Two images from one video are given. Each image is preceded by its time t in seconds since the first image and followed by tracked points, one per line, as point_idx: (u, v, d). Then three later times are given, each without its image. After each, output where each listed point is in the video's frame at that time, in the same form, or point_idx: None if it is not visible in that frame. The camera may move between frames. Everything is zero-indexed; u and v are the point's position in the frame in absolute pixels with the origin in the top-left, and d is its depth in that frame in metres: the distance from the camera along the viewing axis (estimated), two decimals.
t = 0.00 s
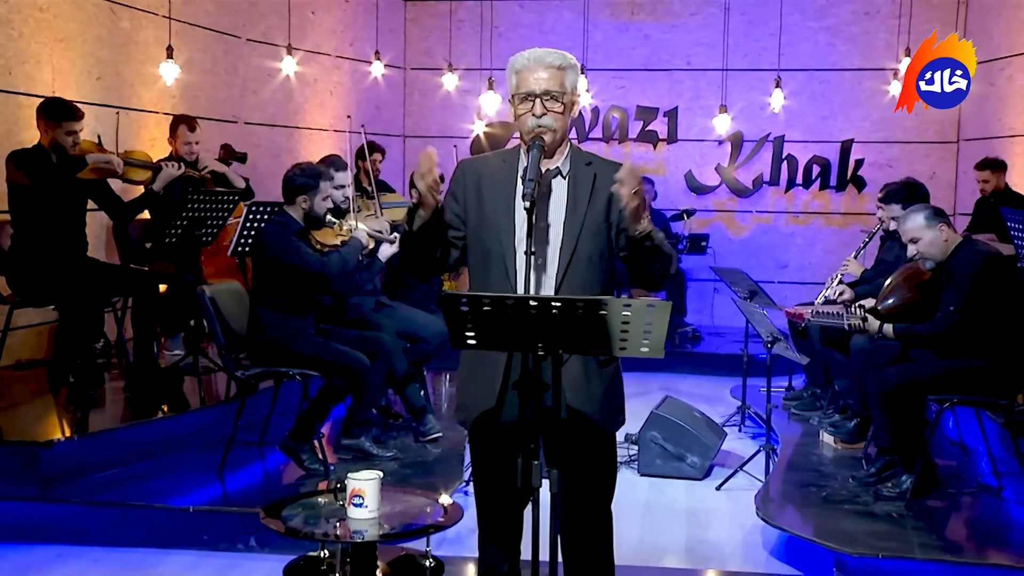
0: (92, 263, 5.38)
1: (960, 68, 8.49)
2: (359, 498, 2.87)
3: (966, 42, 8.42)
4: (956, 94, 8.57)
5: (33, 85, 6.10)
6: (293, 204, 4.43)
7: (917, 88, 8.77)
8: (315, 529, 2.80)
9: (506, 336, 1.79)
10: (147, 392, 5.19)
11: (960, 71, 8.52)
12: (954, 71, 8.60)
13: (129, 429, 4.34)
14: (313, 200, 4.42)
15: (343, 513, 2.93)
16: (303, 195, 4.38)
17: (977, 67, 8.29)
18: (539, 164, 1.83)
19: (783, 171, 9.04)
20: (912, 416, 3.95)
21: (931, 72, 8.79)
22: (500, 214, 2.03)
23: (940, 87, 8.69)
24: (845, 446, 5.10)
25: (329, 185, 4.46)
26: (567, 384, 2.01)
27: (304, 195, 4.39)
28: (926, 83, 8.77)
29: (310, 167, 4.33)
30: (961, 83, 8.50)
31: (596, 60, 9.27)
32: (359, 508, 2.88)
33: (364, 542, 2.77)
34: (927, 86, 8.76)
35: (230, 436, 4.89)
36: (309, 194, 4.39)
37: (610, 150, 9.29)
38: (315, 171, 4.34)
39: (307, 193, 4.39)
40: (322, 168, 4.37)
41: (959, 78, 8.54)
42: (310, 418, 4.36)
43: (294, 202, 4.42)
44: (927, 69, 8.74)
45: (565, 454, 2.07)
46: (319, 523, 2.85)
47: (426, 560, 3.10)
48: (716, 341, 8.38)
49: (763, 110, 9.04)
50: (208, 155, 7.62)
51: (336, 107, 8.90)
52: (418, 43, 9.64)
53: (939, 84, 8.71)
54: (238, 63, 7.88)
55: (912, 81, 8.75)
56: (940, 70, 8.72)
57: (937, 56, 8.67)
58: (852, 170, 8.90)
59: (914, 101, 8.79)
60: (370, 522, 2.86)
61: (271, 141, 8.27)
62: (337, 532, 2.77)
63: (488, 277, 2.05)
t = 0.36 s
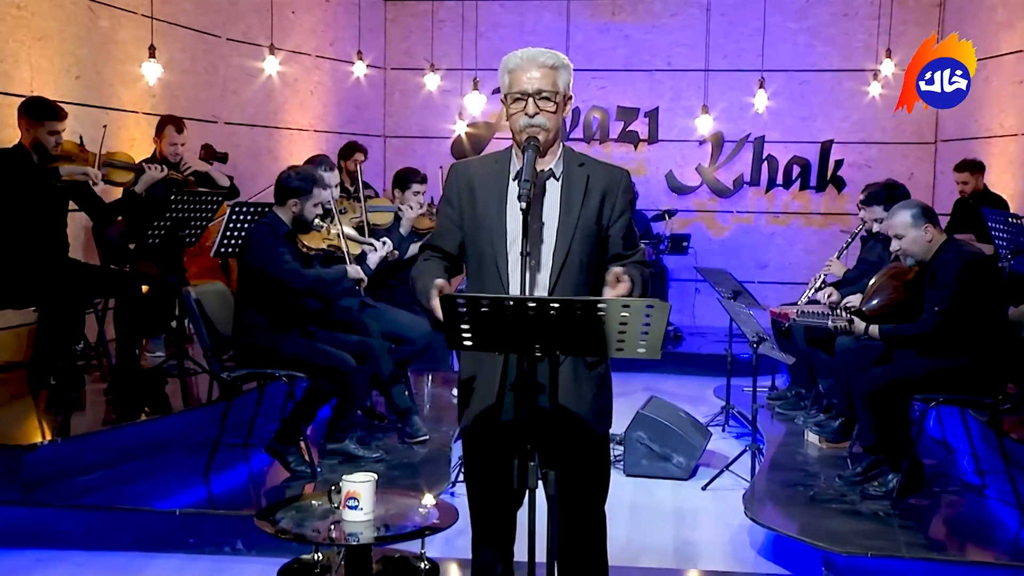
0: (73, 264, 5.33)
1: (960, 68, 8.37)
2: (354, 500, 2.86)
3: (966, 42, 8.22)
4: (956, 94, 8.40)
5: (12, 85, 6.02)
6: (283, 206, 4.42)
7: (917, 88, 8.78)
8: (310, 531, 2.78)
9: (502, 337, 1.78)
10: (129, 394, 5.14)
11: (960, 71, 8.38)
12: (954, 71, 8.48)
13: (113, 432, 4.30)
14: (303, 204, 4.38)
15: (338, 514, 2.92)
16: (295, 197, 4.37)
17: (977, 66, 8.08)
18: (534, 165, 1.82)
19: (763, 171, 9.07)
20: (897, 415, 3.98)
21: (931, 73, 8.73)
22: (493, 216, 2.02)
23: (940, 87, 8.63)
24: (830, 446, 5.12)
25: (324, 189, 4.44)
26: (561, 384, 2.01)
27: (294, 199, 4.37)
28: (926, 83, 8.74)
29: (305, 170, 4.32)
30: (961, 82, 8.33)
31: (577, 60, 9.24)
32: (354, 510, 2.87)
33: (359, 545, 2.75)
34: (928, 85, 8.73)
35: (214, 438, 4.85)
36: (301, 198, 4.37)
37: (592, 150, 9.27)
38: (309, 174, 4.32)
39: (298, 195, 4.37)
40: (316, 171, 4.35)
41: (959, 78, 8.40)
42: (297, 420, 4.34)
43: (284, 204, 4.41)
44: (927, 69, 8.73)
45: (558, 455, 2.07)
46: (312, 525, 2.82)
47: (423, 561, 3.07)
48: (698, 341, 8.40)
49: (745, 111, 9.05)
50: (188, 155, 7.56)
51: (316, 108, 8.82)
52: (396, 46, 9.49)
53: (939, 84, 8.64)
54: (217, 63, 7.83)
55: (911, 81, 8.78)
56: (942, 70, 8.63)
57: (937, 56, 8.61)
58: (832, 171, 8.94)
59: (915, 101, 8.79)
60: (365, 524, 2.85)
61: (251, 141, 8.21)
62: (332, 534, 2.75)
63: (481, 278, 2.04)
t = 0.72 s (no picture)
0: (57, 265, 5.28)
1: (960, 67, 8.21)
2: (353, 502, 2.82)
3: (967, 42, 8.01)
4: (956, 94, 8.21)
5: None
6: (267, 205, 4.40)
7: (918, 87, 8.74)
8: (310, 535, 2.75)
9: (503, 339, 1.77)
10: (113, 396, 5.10)
11: (961, 71, 8.20)
12: (954, 71, 8.30)
13: (100, 434, 4.27)
14: (288, 201, 4.39)
15: (337, 518, 2.88)
16: (279, 196, 4.38)
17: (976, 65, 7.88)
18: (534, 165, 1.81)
19: (746, 172, 9.08)
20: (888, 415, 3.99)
21: (931, 72, 8.64)
22: (491, 217, 2.01)
23: (941, 87, 8.51)
24: (818, 446, 5.13)
25: (307, 188, 4.46)
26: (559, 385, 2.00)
27: (279, 197, 4.37)
28: (926, 83, 8.67)
29: (289, 169, 4.34)
30: (961, 82, 8.15)
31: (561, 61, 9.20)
32: (353, 513, 2.83)
33: (358, 547, 2.73)
34: (928, 85, 8.65)
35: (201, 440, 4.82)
36: (286, 196, 4.38)
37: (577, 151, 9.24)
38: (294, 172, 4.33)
39: (283, 193, 4.38)
40: (299, 170, 4.38)
41: (959, 79, 8.23)
42: (286, 422, 4.31)
43: (268, 203, 4.39)
44: (928, 69, 8.66)
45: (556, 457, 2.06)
46: (311, 529, 2.80)
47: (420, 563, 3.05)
48: (684, 341, 8.42)
49: (729, 111, 9.05)
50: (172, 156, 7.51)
51: (299, 108, 8.77)
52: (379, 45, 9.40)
53: (939, 84, 8.52)
54: (200, 62, 7.78)
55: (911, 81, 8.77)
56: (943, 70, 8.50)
57: (938, 57, 8.49)
58: (814, 171, 8.99)
59: (915, 100, 8.80)
60: (364, 527, 2.81)
61: (234, 141, 8.17)
62: (331, 538, 2.72)
63: (479, 279, 2.03)
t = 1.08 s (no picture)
0: (42, 266, 5.23)
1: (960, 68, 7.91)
2: (353, 505, 2.78)
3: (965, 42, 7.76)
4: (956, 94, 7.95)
5: None
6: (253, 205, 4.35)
7: (918, 88, 8.54)
8: (308, 537, 2.73)
9: (504, 340, 1.76)
10: (99, 399, 5.06)
11: (960, 71, 7.94)
12: (953, 71, 8.04)
13: (88, 436, 4.24)
14: (274, 202, 4.34)
15: (338, 520, 2.85)
16: (265, 196, 4.32)
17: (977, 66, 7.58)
18: (534, 164, 1.80)
19: (730, 172, 9.10)
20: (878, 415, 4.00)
21: (932, 73, 8.40)
22: (491, 217, 2.01)
23: (940, 87, 8.24)
24: (807, 446, 5.15)
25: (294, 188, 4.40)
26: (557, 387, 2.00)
27: (265, 198, 4.32)
28: (926, 83, 8.41)
29: (275, 168, 4.28)
30: (961, 82, 7.87)
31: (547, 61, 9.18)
32: (353, 515, 2.79)
33: (357, 550, 2.70)
34: (928, 85, 8.39)
35: (189, 442, 4.79)
36: (272, 196, 4.32)
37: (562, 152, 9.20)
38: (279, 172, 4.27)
39: (269, 194, 4.32)
40: (286, 170, 4.30)
41: (958, 79, 7.97)
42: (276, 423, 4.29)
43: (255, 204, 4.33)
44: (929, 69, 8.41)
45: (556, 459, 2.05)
46: (310, 531, 2.78)
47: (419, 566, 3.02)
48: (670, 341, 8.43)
49: (713, 112, 9.06)
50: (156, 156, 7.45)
51: (283, 108, 8.72)
52: (362, 44, 9.38)
53: (939, 84, 8.26)
54: (183, 62, 7.73)
55: (912, 82, 8.60)
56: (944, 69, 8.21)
57: (937, 57, 8.24)
58: (797, 172, 9.02)
59: (915, 101, 8.59)
60: (364, 530, 2.78)
61: (218, 141, 8.12)
62: (330, 541, 2.70)
63: (478, 279, 2.03)
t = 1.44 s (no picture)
0: (22, 267, 5.18)
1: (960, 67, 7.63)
2: (350, 507, 2.75)
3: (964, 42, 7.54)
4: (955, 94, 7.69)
5: None
6: (241, 205, 4.35)
7: (917, 88, 8.28)
8: (304, 538, 2.72)
9: (503, 342, 1.76)
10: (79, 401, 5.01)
11: (960, 71, 7.68)
12: (954, 71, 7.76)
13: (72, 439, 4.21)
14: (262, 201, 4.34)
15: (334, 522, 2.82)
16: (251, 195, 4.33)
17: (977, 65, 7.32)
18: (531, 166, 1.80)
19: (710, 172, 9.11)
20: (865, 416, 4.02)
21: (931, 72, 8.12)
22: (488, 218, 2.01)
23: (940, 87, 7.96)
24: (792, 445, 5.17)
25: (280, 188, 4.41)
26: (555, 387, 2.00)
27: (253, 197, 4.32)
28: (926, 83, 8.13)
29: (260, 168, 4.32)
30: (962, 82, 7.60)
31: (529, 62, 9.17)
32: (350, 518, 2.77)
33: (355, 553, 2.68)
34: (928, 85, 8.11)
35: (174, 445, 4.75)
36: (258, 195, 4.33)
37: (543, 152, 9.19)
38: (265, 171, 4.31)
39: (256, 194, 4.33)
40: (269, 167, 4.35)
41: (959, 79, 7.70)
42: (264, 425, 4.25)
43: (243, 204, 4.34)
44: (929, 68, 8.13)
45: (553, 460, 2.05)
46: (306, 533, 2.76)
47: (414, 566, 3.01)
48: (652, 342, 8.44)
49: (693, 112, 9.07)
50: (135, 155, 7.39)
51: (262, 108, 8.67)
52: (343, 44, 9.34)
53: (938, 84, 7.97)
54: (162, 61, 7.68)
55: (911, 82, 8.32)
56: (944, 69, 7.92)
57: (937, 57, 7.95)
58: (777, 171, 9.05)
59: (915, 101, 8.33)
60: (361, 532, 2.76)
61: (197, 141, 8.06)
62: (328, 543, 2.68)
63: (474, 281, 2.03)
